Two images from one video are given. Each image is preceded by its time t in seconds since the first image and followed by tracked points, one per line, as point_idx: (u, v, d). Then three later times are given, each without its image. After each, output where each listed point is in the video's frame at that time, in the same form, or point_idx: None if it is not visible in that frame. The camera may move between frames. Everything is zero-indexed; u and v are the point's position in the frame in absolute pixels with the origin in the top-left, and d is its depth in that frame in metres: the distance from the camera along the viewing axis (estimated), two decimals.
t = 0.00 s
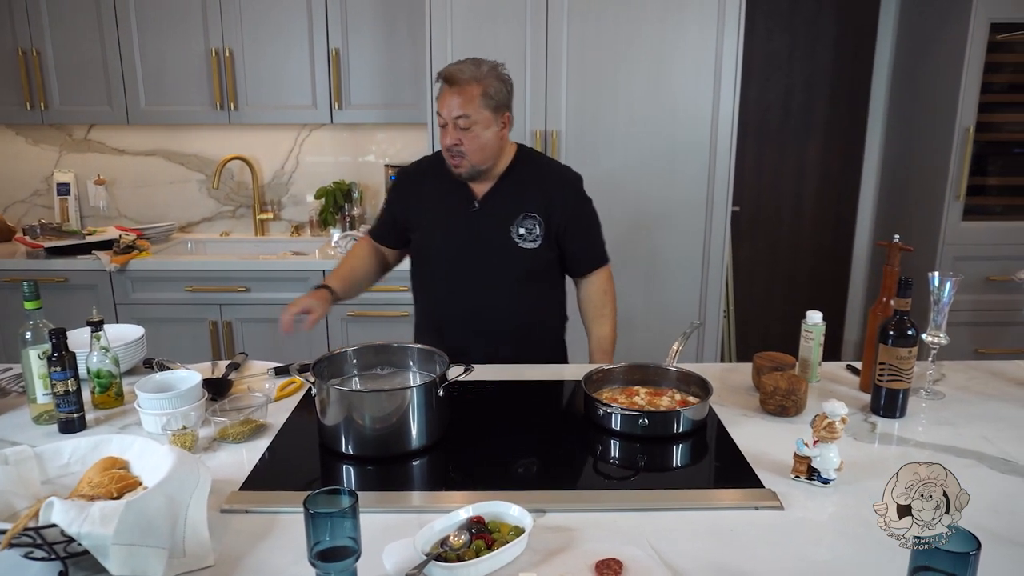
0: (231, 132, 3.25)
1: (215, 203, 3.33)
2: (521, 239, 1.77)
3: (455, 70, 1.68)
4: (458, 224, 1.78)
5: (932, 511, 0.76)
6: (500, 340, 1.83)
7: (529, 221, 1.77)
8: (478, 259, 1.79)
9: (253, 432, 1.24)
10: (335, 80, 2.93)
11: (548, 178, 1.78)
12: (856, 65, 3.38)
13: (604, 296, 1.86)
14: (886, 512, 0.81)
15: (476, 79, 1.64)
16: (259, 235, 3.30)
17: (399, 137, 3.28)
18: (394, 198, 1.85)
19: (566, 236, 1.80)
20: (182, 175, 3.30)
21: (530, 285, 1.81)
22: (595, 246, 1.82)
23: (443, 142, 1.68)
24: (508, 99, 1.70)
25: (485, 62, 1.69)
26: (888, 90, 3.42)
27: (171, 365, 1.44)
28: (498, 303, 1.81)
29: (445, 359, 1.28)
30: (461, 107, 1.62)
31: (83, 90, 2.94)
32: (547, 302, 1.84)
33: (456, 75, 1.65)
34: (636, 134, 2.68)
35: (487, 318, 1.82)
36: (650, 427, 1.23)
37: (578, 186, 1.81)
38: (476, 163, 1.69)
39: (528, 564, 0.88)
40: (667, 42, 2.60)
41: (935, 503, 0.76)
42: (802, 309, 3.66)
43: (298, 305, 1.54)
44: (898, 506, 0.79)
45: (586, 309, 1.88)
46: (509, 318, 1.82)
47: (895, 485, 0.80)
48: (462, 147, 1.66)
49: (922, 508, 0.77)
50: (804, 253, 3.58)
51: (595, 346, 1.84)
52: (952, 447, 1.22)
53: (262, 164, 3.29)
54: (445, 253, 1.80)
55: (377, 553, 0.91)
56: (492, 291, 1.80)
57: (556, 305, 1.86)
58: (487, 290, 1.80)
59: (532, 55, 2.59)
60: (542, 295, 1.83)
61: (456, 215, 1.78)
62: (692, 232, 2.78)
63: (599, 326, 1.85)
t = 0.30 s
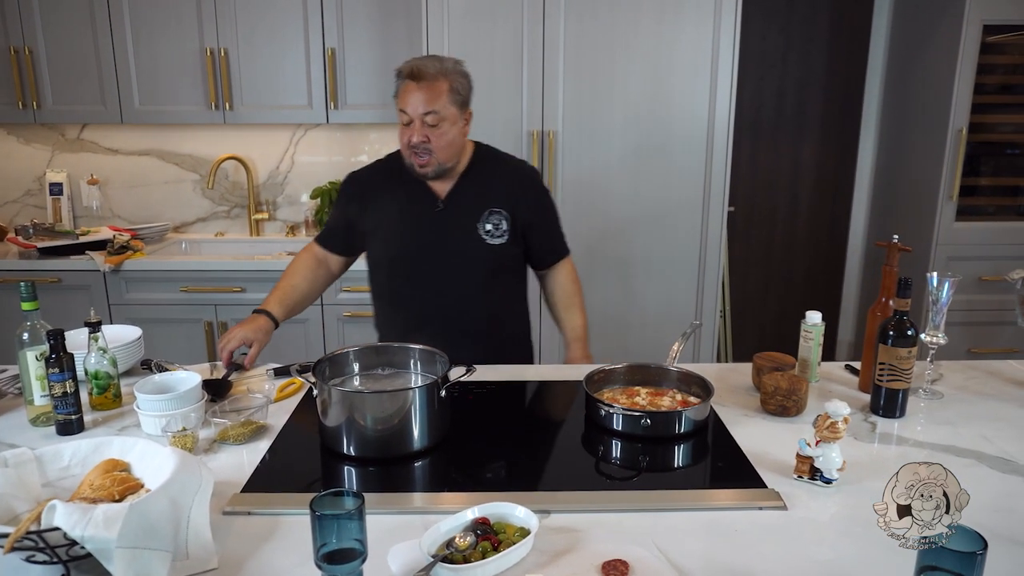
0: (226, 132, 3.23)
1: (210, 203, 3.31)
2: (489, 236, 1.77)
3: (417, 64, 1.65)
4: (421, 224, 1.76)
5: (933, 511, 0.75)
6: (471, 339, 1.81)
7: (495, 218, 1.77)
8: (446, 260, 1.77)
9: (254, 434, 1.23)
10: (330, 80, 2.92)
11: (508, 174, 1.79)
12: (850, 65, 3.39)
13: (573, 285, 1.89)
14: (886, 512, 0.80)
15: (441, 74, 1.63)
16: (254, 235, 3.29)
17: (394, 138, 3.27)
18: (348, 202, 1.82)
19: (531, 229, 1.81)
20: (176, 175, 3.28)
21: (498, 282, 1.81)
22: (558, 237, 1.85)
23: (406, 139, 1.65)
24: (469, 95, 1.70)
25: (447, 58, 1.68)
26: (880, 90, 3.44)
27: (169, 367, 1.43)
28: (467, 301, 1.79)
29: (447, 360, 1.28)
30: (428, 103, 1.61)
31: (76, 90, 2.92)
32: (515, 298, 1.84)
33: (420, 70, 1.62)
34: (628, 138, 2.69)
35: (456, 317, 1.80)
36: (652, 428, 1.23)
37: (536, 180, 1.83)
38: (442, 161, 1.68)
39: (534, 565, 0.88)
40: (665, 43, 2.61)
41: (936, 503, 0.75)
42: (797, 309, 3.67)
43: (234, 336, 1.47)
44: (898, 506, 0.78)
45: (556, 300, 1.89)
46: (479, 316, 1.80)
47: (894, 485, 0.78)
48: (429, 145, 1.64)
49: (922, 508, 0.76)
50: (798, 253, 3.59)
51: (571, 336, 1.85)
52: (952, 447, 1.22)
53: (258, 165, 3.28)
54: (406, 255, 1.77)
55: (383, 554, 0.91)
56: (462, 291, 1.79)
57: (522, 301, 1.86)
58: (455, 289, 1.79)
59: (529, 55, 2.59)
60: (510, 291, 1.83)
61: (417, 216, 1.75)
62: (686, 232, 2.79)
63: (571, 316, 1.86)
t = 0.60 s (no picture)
0: (225, 132, 3.22)
1: (208, 204, 3.31)
2: (474, 239, 1.77)
3: (410, 64, 1.63)
4: (406, 227, 1.75)
5: (933, 511, 0.87)
6: (459, 342, 1.81)
7: (481, 221, 1.77)
8: (431, 262, 1.77)
9: (258, 436, 1.23)
10: (330, 81, 2.91)
11: (493, 177, 1.79)
12: (846, 65, 3.40)
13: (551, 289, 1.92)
14: (889, 513, 0.95)
15: (438, 75, 1.63)
16: (253, 236, 3.28)
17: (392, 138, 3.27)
18: (330, 205, 1.80)
19: (515, 232, 1.82)
20: (174, 176, 3.27)
21: (485, 284, 1.80)
22: (540, 241, 1.87)
23: (404, 140, 1.63)
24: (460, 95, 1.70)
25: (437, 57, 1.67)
26: (877, 90, 3.45)
27: (172, 369, 1.42)
28: (454, 304, 1.79)
29: (453, 362, 1.28)
30: (428, 105, 1.59)
31: (73, 90, 2.91)
32: (502, 300, 1.84)
33: (417, 70, 1.61)
34: (624, 140, 2.69)
35: (444, 320, 1.79)
36: (657, 428, 1.23)
37: (519, 183, 1.84)
38: (441, 162, 1.68)
39: (543, 566, 0.88)
40: (664, 44, 2.61)
41: (936, 503, 0.87)
42: (795, 309, 3.68)
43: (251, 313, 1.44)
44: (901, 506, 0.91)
45: (535, 301, 1.92)
46: (467, 319, 1.80)
47: (897, 486, 0.92)
48: (430, 146, 1.63)
49: (922, 508, 0.88)
50: (795, 253, 3.60)
51: (545, 338, 1.89)
52: (956, 446, 1.23)
53: (256, 165, 3.27)
54: (391, 259, 1.77)
55: (392, 555, 0.91)
56: (448, 293, 1.78)
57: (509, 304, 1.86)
58: (443, 292, 1.78)
59: (529, 55, 2.59)
60: (497, 293, 1.83)
61: (401, 219, 1.75)
62: (683, 232, 2.79)
63: (547, 318, 1.89)
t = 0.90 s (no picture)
0: (222, 133, 3.21)
1: (206, 205, 3.30)
2: (491, 236, 1.78)
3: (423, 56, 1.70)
4: (420, 223, 1.74)
5: (933, 511, 0.89)
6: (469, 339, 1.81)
7: (495, 218, 1.78)
8: (444, 259, 1.76)
9: (262, 437, 1.23)
10: (328, 81, 2.91)
11: (505, 177, 1.82)
12: (844, 65, 3.41)
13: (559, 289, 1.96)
14: (888, 513, 0.97)
15: (451, 64, 1.70)
16: (251, 237, 3.28)
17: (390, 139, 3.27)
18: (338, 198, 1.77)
19: (526, 231, 1.84)
20: (172, 176, 3.26)
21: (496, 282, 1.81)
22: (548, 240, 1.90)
23: (420, 127, 1.67)
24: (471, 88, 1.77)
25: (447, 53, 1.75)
26: (875, 90, 3.46)
27: (174, 371, 1.42)
28: (466, 301, 1.78)
29: (456, 363, 1.28)
30: (443, 88, 1.65)
31: (71, 90, 2.90)
32: (511, 299, 1.85)
33: (430, 59, 1.68)
34: (624, 140, 2.69)
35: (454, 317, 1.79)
36: (661, 429, 1.23)
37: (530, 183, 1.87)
38: (456, 149, 1.70)
39: (551, 567, 0.88)
40: (663, 44, 2.62)
41: (935, 503, 0.89)
42: (793, 309, 3.69)
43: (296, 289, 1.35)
44: (900, 506, 0.93)
45: (543, 303, 1.96)
46: (478, 317, 1.80)
47: (898, 485, 0.94)
48: (446, 130, 1.67)
49: (922, 508, 0.90)
50: (793, 253, 3.61)
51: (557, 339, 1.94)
52: (959, 446, 1.23)
53: (254, 166, 3.26)
54: (405, 255, 1.75)
55: (399, 557, 0.91)
56: (461, 290, 1.78)
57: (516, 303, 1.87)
58: (455, 289, 1.78)
59: (528, 56, 2.59)
60: (507, 292, 1.84)
61: (416, 215, 1.74)
62: (683, 231, 2.80)
63: (557, 319, 1.95)
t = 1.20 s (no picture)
0: (218, 132, 3.20)
1: (202, 205, 3.29)
2: (522, 235, 1.79)
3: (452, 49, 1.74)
4: (456, 219, 1.71)
5: (933, 511, 0.99)
6: (490, 338, 1.80)
7: (526, 217, 1.80)
8: (477, 256, 1.74)
9: (265, 438, 1.22)
10: (324, 80, 2.90)
11: (532, 178, 1.84)
12: (840, 64, 3.41)
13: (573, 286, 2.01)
14: (889, 512, 1.02)
15: (480, 55, 1.74)
16: (247, 237, 3.27)
17: (386, 138, 3.26)
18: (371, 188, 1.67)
19: (548, 232, 1.88)
20: (167, 176, 3.25)
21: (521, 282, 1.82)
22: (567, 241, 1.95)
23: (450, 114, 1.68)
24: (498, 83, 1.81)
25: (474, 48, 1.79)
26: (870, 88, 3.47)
27: (174, 371, 1.41)
28: (492, 299, 1.78)
29: (457, 363, 1.27)
30: (474, 76, 1.68)
31: (65, 90, 2.88)
32: (530, 298, 1.86)
33: (460, 50, 1.71)
34: (627, 138, 2.69)
35: (479, 316, 1.77)
36: (664, 428, 1.23)
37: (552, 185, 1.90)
38: (485, 138, 1.71)
39: (558, 567, 0.88)
40: (660, 43, 2.62)
41: (934, 503, 0.99)
42: (790, 307, 3.69)
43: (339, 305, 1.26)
44: (900, 507, 1.01)
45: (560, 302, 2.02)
46: (501, 315, 1.80)
47: (895, 488, 1.05)
48: (475, 118, 1.68)
49: (922, 508, 0.99)
50: (790, 252, 3.62)
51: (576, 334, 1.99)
52: (961, 443, 1.24)
53: (250, 166, 3.25)
54: (437, 251, 1.71)
55: (405, 558, 0.90)
56: (489, 289, 1.77)
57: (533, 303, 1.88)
58: (482, 288, 1.76)
59: (525, 55, 2.59)
60: (528, 291, 1.85)
61: (452, 211, 1.71)
62: (684, 229, 2.80)
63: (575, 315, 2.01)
